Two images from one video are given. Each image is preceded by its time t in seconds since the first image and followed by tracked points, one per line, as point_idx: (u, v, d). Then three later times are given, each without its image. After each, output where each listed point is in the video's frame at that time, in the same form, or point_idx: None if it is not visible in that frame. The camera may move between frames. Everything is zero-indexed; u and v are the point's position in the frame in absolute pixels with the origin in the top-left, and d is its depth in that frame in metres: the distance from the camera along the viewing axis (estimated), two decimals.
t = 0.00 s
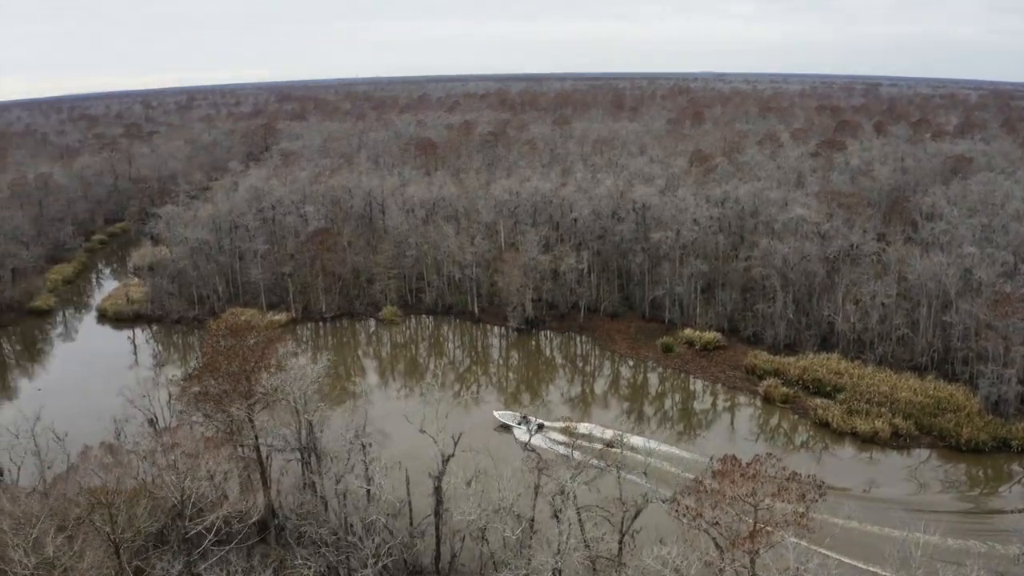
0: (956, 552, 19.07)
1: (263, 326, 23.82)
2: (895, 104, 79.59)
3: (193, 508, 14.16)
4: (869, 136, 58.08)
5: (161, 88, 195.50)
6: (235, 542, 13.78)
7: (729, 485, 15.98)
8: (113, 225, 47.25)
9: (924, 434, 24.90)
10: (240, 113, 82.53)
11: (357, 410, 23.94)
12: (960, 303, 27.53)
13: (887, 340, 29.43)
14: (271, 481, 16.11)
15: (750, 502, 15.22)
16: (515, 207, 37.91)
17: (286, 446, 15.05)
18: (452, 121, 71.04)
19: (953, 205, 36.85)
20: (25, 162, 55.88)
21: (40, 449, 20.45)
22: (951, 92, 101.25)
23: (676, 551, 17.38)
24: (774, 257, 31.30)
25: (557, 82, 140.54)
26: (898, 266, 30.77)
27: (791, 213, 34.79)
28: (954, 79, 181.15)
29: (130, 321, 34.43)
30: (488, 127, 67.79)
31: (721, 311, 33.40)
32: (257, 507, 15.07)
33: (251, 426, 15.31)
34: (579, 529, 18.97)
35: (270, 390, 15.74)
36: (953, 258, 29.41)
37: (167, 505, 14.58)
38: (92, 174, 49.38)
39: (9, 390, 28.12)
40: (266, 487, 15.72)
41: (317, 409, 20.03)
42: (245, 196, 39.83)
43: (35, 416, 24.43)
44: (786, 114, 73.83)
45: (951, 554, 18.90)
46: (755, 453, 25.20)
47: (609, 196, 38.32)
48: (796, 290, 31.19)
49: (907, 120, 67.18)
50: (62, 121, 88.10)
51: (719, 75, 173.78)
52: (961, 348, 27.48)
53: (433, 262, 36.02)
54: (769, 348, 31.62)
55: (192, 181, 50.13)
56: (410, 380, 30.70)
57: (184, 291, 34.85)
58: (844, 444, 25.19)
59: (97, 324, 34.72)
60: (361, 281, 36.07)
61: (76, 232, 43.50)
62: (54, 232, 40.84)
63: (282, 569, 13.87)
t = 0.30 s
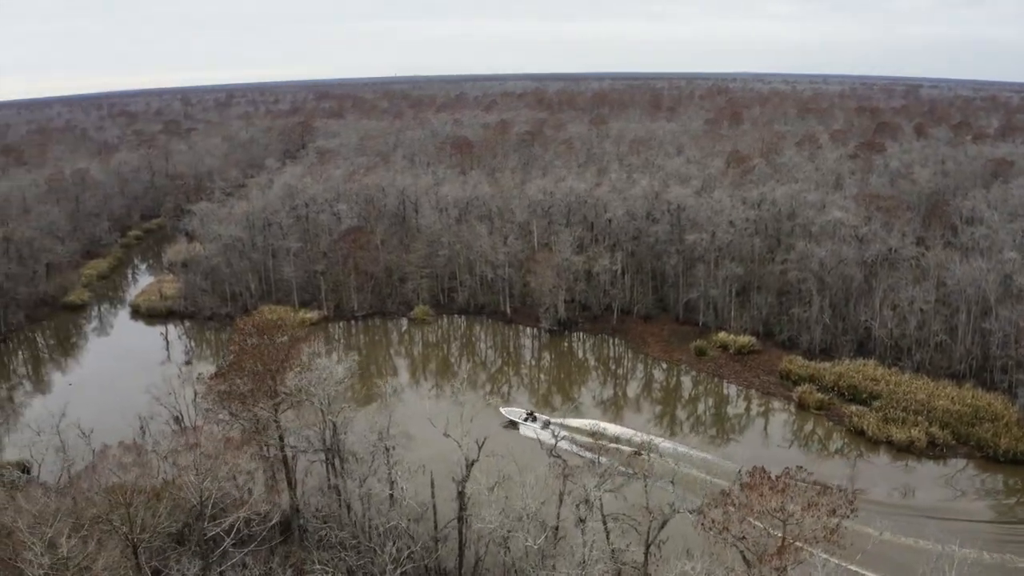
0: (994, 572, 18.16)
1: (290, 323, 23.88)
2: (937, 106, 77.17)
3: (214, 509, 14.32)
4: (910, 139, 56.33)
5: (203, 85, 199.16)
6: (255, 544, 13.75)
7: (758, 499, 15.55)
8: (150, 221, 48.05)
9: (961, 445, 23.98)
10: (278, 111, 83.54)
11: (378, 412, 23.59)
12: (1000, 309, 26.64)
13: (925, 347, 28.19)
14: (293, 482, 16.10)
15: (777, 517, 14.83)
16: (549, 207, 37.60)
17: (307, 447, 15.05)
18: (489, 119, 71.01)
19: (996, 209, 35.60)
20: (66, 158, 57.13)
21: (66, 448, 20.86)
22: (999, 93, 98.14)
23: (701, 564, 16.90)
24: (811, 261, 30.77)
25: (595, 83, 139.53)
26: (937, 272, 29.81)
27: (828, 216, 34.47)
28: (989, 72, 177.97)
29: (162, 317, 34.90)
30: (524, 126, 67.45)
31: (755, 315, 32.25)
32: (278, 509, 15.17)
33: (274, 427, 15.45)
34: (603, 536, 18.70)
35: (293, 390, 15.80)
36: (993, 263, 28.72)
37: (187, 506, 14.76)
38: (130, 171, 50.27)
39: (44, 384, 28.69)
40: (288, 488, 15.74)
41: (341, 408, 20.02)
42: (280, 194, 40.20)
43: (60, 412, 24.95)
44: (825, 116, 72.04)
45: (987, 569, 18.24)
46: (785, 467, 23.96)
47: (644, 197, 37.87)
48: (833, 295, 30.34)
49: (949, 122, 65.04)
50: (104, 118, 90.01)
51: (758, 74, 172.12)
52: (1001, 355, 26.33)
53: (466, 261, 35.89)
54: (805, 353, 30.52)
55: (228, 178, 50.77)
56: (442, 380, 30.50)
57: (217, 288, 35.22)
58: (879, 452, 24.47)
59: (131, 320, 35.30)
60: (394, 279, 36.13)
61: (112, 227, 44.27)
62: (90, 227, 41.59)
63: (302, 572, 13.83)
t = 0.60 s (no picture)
0: None
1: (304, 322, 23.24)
2: (979, 107, 74.78)
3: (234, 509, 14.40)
4: (951, 141, 54.57)
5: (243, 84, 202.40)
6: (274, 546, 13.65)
7: (786, 513, 14.55)
8: (185, 218, 48.74)
9: (1000, 455, 23.09)
10: (315, 109, 84.38)
11: (407, 412, 23.63)
12: None
13: (964, 354, 27.46)
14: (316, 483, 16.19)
15: (807, 533, 13.86)
16: (584, 207, 37.13)
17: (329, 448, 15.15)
18: (525, 119, 70.80)
19: None
20: (105, 155, 58.25)
21: (90, 445, 21.23)
22: None
23: None
24: (848, 265, 29.90)
25: (632, 83, 138.18)
26: (978, 276, 28.96)
27: (867, 219, 33.33)
28: None
29: (195, 314, 35.40)
30: (560, 126, 66.98)
31: (791, 319, 31.63)
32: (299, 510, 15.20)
33: (299, 426, 15.58)
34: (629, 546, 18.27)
35: (319, 390, 15.99)
36: None
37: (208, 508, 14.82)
38: (167, 167, 51.06)
39: (77, 378, 29.28)
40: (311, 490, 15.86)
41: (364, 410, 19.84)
42: (314, 191, 40.48)
43: (89, 408, 25.54)
44: (863, 117, 70.23)
45: None
46: (818, 479, 22.89)
47: (679, 197, 37.18)
48: (871, 300, 29.67)
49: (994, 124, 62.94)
50: (143, 114, 91.65)
51: (798, 73, 168.77)
52: None
53: (499, 261, 35.68)
54: (840, 358, 29.90)
55: (263, 176, 51.36)
56: (475, 380, 30.35)
57: (249, 284, 35.56)
58: (915, 461, 23.57)
59: (164, 315, 35.86)
60: (426, 278, 36.13)
61: (147, 223, 44.99)
62: (125, 223, 42.28)
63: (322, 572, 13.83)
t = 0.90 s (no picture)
0: None
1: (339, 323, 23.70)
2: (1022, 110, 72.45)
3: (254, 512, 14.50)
4: (993, 144, 52.77)
5: (284, 81, 205.29)
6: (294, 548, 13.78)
7: (815, 530, 14.01)
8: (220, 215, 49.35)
9: None
10: (353, 107, 85.16)
11: (431, 413, 23.21)
12: None
13: (1007, 363, 26.37)
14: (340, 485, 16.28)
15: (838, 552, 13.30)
16: (618, 208, 36.82)
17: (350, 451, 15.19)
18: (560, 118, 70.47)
19: None
20: (143, 152, 59.24)
21: (114, 444, 21.54)
22: None
23: None
24: (885, 269, 29.47)
25: (671, 82, 137.00)
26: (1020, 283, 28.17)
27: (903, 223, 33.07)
28: None
29: (227, 310, 35.58)
30: (597, 126, 66.47)
31: (828, 324, 30.58)
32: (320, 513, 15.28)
33: (325, 428, 15.78)
34: (654, 557, 17.88)
35: (344, 391, 16.12)
36: None
37: (226, 511, 14.81)
38: (202, 165, 51.79)
39: (111, 374, 29.79)
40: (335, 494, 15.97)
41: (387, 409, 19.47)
42: (348, 190, 40.79)
43: (118, 403, 25.96)
44: (903, 118, 68.30)
45: None
46: (854, 486, 22.25)
47: (715, 199, 36.75)
48: (909, 305, 28.64)
49: None
50: (183, 112, 93.23)
51: (839, 73, 166.04)
52: None
53: (532, 261, 35.41)
54: (877, 365, 28.80)
55: (299, 173, 51.94)
56: (508, 380, 30.09)
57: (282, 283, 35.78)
58: (951, 472, 22.85)
59: (197, 312, 36.17)
60: (458, 278, 36.08)
61: (183, 220, 45.59)
62: (161, 219, 42.88)
63: None
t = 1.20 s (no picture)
0: None
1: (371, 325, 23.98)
2: None
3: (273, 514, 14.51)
4: None
5: (323, 80, 207.98)
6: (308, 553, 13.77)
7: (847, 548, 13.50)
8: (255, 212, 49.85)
9: None
10: (390, 106, 85.71)
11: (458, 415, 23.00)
12: None
13: None
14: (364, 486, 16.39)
15: (867, 571, 12.84)
16: (653, 209, 36.16)
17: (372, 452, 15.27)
18: (597, 118, 69.95)
19: None
20: (181, 149, 60.21)
21: (142, 443, 21.86)
22: None
23: None
24: (924, 274, 28.68)
25: (710, 82, 135.51)
26: None
27: (943, 226, 32.30)
28: None
29: (259, 308, 35.80)
30: (634, 126, 65.81)
31: (866, 329, 29.73)
32: (341, 515, 15.27)
33: (348, 429, 15.82)
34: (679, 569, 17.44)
35: (368, 392, 16.27)
36: None
37: (246, 513, 14.81)
38: (239, 163, 52.46)
39: (144, 369, 30.27)
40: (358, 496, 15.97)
41: (414, 411, 19.68)
42: (381, 188, 40.91)
43: (149, 400, 26.37)
44: (945, 120, 66.21)
45: None
46: (889, 492, 21.85)
47: (752, 201, 36.09)
48: (948, 310, 27.83)
49: None
50: (222, 109, 94.77)
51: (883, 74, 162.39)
52: None
53: (565, 262, 35.06)
54: (915, 372, 27.86)
55: (334, 172, 52.35)
56: (539, 381, 29.79)
57: (314, 280, 35.98)
58: (988, 482, 21.97)
59: (231, 309, 36.42)
60: (490, 278, 35.98)
61: (217, 217, 46.12)
62: (196, 216, 43.55)
63: None
